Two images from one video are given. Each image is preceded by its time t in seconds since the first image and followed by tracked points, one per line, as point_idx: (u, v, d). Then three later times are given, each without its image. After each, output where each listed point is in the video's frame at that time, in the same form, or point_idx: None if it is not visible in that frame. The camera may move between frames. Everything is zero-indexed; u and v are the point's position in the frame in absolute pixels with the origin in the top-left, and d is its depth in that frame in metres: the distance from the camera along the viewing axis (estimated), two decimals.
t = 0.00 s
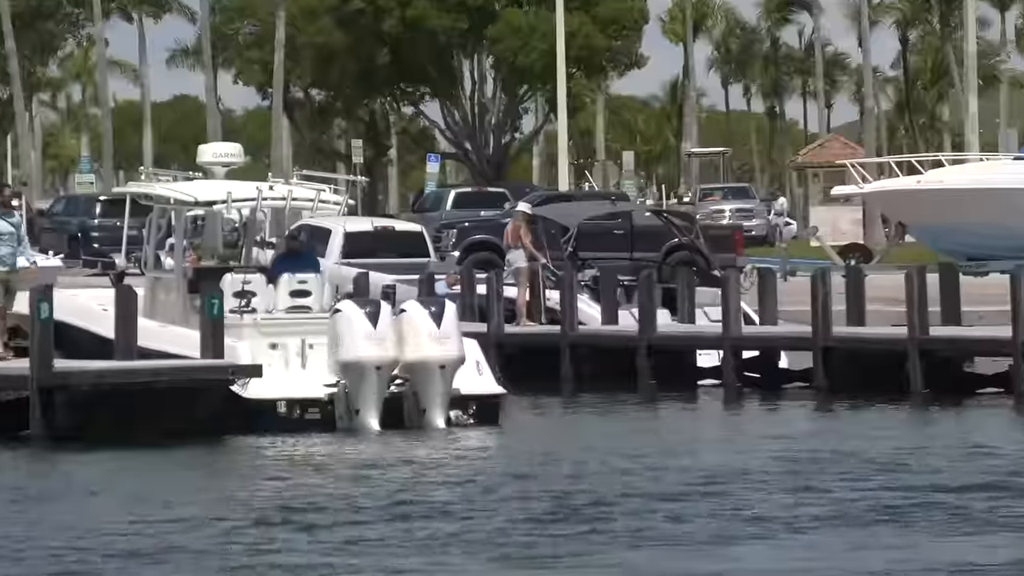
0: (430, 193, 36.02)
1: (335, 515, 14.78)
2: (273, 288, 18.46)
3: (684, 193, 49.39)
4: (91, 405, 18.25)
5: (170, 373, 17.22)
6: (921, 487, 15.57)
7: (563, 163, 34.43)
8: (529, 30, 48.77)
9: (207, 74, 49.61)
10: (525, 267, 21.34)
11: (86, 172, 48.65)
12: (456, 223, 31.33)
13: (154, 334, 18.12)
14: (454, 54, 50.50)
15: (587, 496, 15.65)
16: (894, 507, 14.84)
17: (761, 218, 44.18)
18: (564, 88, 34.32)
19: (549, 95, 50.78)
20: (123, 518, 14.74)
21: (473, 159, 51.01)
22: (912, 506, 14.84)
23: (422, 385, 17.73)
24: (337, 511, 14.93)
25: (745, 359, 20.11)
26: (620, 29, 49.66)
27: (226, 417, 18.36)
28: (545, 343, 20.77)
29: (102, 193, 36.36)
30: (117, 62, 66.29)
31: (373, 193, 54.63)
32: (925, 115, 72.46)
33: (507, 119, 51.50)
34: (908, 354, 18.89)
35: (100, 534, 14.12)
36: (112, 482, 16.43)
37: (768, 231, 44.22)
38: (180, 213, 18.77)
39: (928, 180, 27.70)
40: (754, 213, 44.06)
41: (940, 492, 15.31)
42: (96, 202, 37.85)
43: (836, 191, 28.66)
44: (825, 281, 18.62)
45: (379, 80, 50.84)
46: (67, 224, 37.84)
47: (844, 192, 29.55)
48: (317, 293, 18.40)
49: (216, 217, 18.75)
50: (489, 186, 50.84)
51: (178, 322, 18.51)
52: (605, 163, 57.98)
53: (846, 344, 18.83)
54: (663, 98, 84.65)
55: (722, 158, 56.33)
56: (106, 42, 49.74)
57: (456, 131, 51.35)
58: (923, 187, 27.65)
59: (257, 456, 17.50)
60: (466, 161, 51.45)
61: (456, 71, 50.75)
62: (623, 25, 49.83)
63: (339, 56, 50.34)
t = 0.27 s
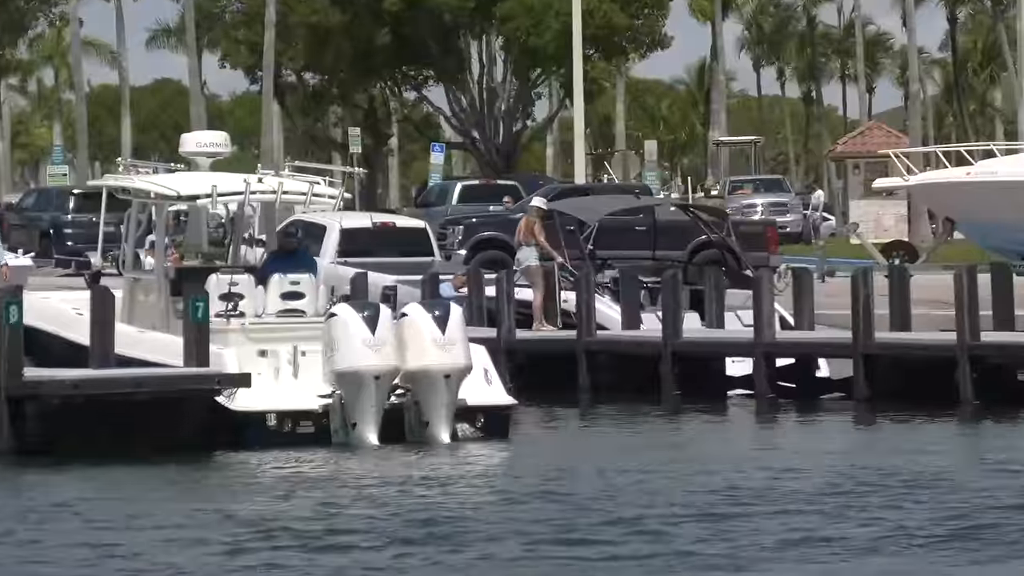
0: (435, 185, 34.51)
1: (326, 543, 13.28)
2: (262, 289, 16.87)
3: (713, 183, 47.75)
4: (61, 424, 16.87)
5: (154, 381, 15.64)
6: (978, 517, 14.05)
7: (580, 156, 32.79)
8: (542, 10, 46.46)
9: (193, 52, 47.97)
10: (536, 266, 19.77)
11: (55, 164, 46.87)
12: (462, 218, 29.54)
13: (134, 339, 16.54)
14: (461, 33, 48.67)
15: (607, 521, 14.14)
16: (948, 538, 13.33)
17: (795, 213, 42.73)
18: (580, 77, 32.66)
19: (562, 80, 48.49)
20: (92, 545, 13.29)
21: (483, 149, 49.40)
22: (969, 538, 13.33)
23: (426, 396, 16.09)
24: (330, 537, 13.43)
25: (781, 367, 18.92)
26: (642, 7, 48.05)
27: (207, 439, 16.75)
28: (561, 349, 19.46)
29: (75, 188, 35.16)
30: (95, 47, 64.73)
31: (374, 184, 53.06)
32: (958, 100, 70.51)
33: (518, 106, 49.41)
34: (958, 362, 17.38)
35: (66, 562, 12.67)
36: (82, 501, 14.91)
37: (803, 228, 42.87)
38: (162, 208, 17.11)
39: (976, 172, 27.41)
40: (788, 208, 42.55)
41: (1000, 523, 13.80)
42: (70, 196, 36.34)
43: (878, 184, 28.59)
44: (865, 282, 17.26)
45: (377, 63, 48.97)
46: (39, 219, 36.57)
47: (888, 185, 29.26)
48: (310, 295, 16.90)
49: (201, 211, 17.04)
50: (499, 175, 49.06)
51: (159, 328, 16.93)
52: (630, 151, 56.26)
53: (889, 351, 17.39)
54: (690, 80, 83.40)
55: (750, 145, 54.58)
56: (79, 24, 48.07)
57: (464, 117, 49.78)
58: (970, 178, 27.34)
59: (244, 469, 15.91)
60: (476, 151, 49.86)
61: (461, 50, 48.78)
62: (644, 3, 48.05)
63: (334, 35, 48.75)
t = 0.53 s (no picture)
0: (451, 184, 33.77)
1: (334, 557, 12.54)
2: (270, 292, 16.09)
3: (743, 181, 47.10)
4: (64, 433, 15.87)
5: (158, 389, 14.90)
6: None
7: (602, 153, 31.96)
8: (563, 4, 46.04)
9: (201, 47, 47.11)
10: (556, 269, 19.13)
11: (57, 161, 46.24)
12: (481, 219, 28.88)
13: (137, 346, 15.83)
14: (478, 26, 47.60)
15: (631, 533, 13.38)
16: (994, 551, 12.57)
17: (827, 212, 42.15)
18: (602, 72, 31.83)
19: (583, 74, 48.04)
20: (89, 552, 12.66)
21: (501, 145, 48.70)
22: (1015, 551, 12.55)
23: (442, 404, 15.29)
24: (338, 551, 12.68)
25: (811, 374, 18.98)
26: None
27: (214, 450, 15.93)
28: (583, 354, 19.30)
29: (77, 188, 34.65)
30: (99, 40, 64.00)
31: (388, 182, 52.21)
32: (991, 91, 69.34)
33: (539, 100, 48.62)
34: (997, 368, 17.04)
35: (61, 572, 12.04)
36: (78, 509, 14.19)
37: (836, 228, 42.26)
38: (166, 208, 16.38)
39: (1017, 171, 28.31)
40: (820, 207, 41.94)
41: None
42: (71, 197, 35.65)
43: (915, 183, 29.41)
44: (901, 283, 17.25)
45: (389, 57, 47.88)
46: (39, 219, 35.96)
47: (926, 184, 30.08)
48: (321, 298, 16.08)
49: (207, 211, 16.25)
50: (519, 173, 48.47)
51: (164, 333, 16.40)
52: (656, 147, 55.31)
53: (923, 357, 17.30)
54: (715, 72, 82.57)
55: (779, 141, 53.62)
56: (79, 17, 47.23)
57: (481, 113, 49.02)
58: (1010, 175, 28.25)
59: (249, 480, 15.13)
60: (494, 148, 49.06)
61: (479, 43, 48.07)
62: None
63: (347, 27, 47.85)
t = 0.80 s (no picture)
0: (463, 187, 33.83)
1: (345, 559, 12.54)
2: (281, 294, 16.13)
3: (756, 183, 47.14)
4: (75, 436, 15.79)
5: (170, 392, 14.89)
6: None
7: (614, 156, 31.92)
8: (575, 5, 46.00)
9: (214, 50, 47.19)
10: (569, 273, 19.21)
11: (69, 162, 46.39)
12: (494, 219, 28.86)
13: (149, 350, 15.85)
14: (490, 28, 47.58)
15: (643, 536, 13.38)
16: (1005, 554, 12.55)
17: (841, 215, 42.22)
18: (614, 75, 31.78)
19: (596, 76, 48.16)
20: (99, 556, 12.66)
21: (513, 147, 48.86)
22: None
23: (452, 407, 15.32)
24: (350, 554, 12.68)
25: (823, 377, 18.97)
26: None
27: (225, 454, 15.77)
28: (594, 357, 19.33)
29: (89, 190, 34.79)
30: (110, 43, 64.12)
31: (399, 185, 52.24)
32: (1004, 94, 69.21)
33: (550, 102, 48.93)
34: (1010, 370, 17.07)
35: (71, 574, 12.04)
36: (90, 510, 14.21)
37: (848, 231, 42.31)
38: (177, 210, 16.36)
39: None
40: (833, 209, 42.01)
41: None
42: (83, 199, 35.82)
43: (927, 185, 29.52)
44: (914, 286, 17.32)
45: (401, 61, 47.81)
46: (50, 221, 36.07)
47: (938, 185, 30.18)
48: (333, 301, 16.11)
49: (218, 215, 16.26)
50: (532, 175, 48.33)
51: (175, 337, 16.37)
52: (669, 151, 55.26)
53: (935, 359, 17.36)
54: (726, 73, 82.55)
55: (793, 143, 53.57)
56: (90, 20, 47.28)
57: (493, 116, 49.10)
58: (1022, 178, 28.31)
59: (260, 482, 15.12)
60: (505, 150, 49.14)
61: (492, 45, 48.16)
62: None
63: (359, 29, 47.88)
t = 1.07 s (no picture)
0: (456, 190, 33.86)
1: (337, 562, 12.51)
2: (275, 298, 16.17)
3: (749, 186, 47.26)
4: (68, 438, 15.85)
5: (162, 395, 14.81)
6: None
7: (608, 159, 31.88)
8: (569, 8, 45.98)
9: (208, 54, 47.19)
10: (562, 275, 19.25)
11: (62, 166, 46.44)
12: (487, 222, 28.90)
13: (142, 354, 15.85)
14: (485, 31, 47.72)
15: (636, 538, 13.37)
16: (997, 559, 12.54)
17: (834, 217, 42.30)
18: (607, 78, 31.74)
19: (590, 79, 48.24)
20: (93, 558, 12.67)
21: (508, 151, 48.98)
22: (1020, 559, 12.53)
23: (445, 410, 15.32)
24: (342, 557, 12.66)
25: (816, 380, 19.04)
26: (672, 2, 47.24)
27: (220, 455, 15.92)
28: (588, 360, 19.36)
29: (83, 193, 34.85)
30: (104, 46, 64.14)
31: (393, 188, 52.30)
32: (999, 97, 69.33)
33: (544, 105, 49.01)
34: (1003, 374, 17.11)
35: None
36: (82, 514, 14.18)
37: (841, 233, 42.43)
38: (169, 213, 16.31)
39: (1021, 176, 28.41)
40: (827, 213, 42.07)
41: None
42: (77, 202, 35.91)
43: (920, 187, 29.55)
44: (907, 289, 17.35)
45: (395, 63, 48.00)
46: (45, 225, 36.12)
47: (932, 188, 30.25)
48: (326, 303, 16.29)
49: (211, 218, 16.22)
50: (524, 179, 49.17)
51: (169, 339, 16.33)
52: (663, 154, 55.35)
53: (928, 362, 17.36)
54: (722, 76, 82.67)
55: (786, 147, 53.66)
56: (85, 22, 47.24)
57: (487, 119, 49.24)
58: (1016, 181, 28.31)
59: (252, 485, 15.10)
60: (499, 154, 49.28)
61: (486, 48, 48.28)
62: None
63: (353, 32, 47.91)
